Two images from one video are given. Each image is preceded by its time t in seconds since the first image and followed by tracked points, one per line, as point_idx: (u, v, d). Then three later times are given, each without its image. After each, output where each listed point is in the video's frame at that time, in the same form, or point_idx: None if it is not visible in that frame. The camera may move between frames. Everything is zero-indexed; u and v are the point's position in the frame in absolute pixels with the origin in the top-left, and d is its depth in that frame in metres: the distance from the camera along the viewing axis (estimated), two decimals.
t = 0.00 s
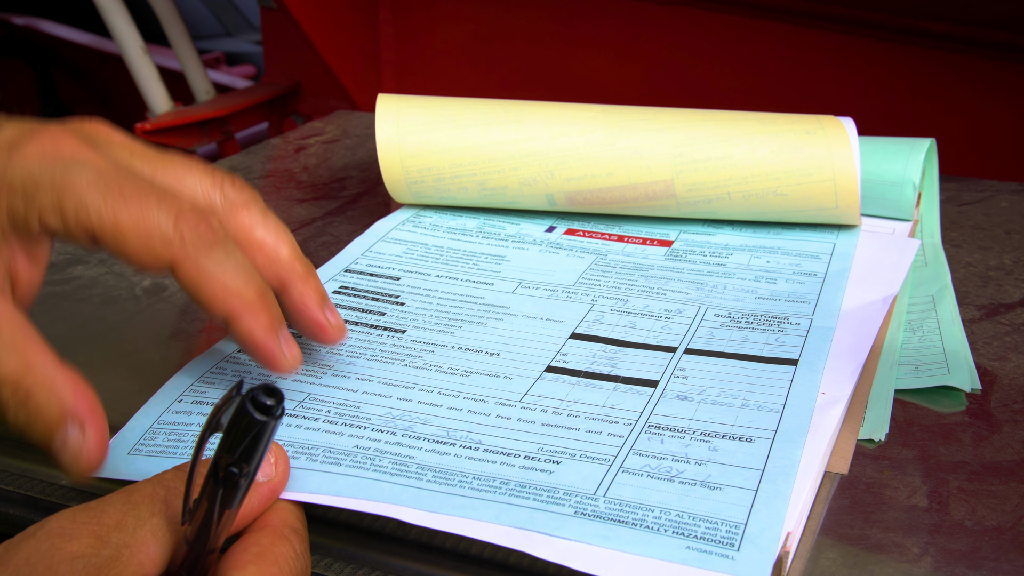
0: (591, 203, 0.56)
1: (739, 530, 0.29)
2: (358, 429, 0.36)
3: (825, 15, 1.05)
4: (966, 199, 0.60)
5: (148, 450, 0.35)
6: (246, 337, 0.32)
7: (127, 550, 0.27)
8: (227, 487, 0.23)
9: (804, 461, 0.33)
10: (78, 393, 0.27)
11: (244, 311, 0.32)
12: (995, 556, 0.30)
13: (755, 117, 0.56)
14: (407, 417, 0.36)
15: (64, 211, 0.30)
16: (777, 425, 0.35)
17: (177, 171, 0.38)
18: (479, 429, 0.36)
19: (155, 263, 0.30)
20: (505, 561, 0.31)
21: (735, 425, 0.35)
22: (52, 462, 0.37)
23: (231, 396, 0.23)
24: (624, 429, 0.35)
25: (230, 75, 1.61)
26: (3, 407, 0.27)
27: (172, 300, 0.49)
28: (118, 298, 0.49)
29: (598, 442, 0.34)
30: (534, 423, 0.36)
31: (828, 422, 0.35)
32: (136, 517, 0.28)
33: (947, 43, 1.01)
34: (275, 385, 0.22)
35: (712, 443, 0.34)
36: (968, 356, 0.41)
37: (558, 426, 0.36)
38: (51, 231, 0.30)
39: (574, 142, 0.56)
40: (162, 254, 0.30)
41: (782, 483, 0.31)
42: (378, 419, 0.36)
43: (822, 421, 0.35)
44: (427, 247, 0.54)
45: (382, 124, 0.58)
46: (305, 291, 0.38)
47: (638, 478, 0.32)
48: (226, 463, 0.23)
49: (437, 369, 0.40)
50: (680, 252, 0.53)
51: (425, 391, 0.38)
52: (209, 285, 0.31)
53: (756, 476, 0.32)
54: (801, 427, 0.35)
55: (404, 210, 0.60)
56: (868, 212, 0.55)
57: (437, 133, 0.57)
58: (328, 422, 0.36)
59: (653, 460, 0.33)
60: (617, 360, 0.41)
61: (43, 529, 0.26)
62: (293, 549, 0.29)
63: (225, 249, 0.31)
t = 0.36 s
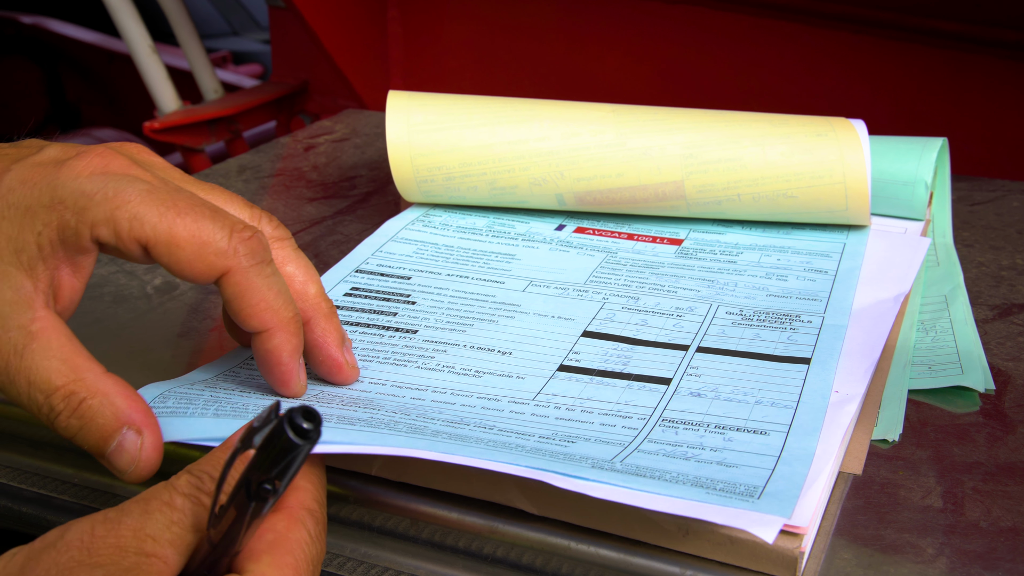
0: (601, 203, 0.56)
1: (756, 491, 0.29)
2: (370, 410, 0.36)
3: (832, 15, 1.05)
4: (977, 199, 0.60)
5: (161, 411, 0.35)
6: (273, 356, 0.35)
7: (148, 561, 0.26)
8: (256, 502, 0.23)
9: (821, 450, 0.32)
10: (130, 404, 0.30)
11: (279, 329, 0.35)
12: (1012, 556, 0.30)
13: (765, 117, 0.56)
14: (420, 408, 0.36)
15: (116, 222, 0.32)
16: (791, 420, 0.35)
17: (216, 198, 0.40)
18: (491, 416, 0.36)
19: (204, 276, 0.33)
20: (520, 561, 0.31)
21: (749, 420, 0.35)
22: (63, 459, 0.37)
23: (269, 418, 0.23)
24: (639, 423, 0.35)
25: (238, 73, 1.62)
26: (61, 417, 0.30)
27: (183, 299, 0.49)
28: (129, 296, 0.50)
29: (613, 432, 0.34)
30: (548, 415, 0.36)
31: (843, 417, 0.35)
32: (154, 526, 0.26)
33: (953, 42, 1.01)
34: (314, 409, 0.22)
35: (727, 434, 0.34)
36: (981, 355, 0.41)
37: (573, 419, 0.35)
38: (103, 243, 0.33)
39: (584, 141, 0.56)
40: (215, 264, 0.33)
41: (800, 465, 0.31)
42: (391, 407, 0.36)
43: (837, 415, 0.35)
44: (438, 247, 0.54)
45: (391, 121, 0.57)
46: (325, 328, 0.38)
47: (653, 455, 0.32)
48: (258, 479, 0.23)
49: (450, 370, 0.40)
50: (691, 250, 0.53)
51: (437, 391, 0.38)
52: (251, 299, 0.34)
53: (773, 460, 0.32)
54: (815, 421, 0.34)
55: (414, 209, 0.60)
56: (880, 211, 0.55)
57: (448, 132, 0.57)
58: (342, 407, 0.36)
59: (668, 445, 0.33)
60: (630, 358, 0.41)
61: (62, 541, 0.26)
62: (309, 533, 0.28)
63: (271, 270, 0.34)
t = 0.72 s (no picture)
0: (608, 203, 0.56)
1: (764, 468, 0.29)
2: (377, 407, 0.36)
3: (838, 13, 1.05)
4: (985, 198, 0.60)
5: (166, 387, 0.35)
6: (250, 355, 0.35)
7: (156, 567, 0.26)
8: (264, 507, 0.23)
9: (829, 437, 0.32)
10: (145, 376, 0.30)
11: (266, 331, 0.35)
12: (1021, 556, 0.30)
13: (772, 116, 0.56)
14: (428, 406, 0.36)
15: (135, 201, 0.32)
16: (799, 408, 0.34)
17: (236, 189, 0.41)
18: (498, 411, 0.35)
19: (212, 264, 0.33)
20: (527, 560, 0.31)
21: (757, 408, 0.35)
22: (71, 459, 0.37)
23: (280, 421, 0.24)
24: (646, 412, 0.35)
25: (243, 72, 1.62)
26: (77, 387, 0.30)
27: (189, 298, 0.49)
28: (136, 295, 0.50)
29: (620, 421, 0.34)
30: (556, 408, 0.36)
31: (850, 409, 0.35)
32: (161, 531, 0.26)
33: (960, 41, 1.01)
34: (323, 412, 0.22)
35: (736, 420, 0.34)
36: (989, 354, 0.41)
37: (581, 411, 0.35)
38: (120, 221, 0.33)
39: (590, 140, 0.56)
40: (225, 255, 0.33)
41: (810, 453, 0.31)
42: (399, 405, 0.36)
43: (843, 411, 0.35)
44: (444, 245, 0.54)
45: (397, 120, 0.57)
46: (331, 326, 0.38)
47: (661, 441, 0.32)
48: (269, 483, 0.23)
49: (457, 369, 0.40)
50: (697, 249, 0.52)
51: (444, 391, 0.38)
52: (249, 295, 0.34)
53: (782, 440, 0.31)
54: (823, 409, 0.34)
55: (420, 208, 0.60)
56: (887, 211, 0.54)
57: (453, 131, 0.57)
58: (349, 404, 0.36)
59: (676, 430, 0.33)
60: (637, 357, 0.41)
61: (71, 546, 0.26)
62: (317, 537, 0.28)
63: (277, 272, 0.35)
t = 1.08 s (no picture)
0: (611, 202, 0.56)
1: (770, 495, 0.29)
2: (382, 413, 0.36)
3: (841, 13, 1.05)
4: (988, 197, 0.60)
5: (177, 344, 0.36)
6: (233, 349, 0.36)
7: (150, 569, 0.26)
8: (261, 510, 0.24)
9: (834, 438, 0.32)
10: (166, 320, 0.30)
11: (253, 328, 0.36)
12: None
13: (775, 116, 0.56)
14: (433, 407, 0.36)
15: (142, 180, 0.34)
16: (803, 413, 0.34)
17: (246, 181, 0.41)
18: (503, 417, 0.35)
19: (208, 252, 0.35)
20: (532, 558, 0.31)
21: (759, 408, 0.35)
22: (75, 458, 0.37)
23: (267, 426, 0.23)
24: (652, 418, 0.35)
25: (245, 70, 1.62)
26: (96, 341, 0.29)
27: (192, 297, 0.49)
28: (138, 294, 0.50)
29: (625, 428, 0.34)
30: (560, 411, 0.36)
31: (856, 406, 0.34)
32: (158, 532, 0.26)
33: (964, 41, 1.00)
34: (314, 415, 0.23)
35: (738, 424, 0.34)
36: (993, 354, 0.41)
37: (585, 413, 0.35)
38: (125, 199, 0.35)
39: (593, 140, 0.56)
40: (223, 245, 0.34)
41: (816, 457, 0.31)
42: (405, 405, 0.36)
43: (849, 405, 0.35)
44: (448, 244, 0.54)
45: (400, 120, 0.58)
46: (332, 323, 0.38)
47: (667, 455, 0.32)
48: (262, 487, 0.23)
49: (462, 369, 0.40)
50: (701, 249, 0.52)
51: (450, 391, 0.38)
52: (241, 290, 0.35)
53: (785, 448, 0.32)
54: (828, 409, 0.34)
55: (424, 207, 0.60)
56: (890, 210, 0.55)
57: (456, 131, 0.57)
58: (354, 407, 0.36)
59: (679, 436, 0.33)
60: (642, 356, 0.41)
61: (62, 545, 0.26)
62: (328, 546, 0.28)
63: (269, 270, 0.36)
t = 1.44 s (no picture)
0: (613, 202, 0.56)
1: (779, 508, 0.29)
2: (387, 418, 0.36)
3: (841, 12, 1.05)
4: (990, 197, 0.60)
5: None
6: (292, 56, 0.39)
7: (164, 536, 0.27)
8: (282, 501, 0.24)
9: (843, 450, 0.32)
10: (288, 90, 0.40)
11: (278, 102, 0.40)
12: None
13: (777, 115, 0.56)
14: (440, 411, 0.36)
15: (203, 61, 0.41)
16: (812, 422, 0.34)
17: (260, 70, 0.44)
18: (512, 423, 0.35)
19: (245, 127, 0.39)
20: (535, 558, 0.31)
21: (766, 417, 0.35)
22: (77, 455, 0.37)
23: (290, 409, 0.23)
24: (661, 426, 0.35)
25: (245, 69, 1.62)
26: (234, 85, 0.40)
27: (195, 296, 0.49)
28: (140, 293, 0.50)
29: (632, 437, 0.34)
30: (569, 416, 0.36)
31: (862, 416, 0.34)
32: (168, 501, 0.27)
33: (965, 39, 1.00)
34: (334, 401, 0.22)
35: (743, 433, 0.34)
36: (996, 353, 0.41)
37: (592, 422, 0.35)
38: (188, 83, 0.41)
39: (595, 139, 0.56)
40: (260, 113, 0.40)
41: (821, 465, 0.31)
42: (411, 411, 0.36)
43: (853, 413, 0.34)
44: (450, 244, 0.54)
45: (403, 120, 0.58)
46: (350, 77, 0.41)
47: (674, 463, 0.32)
48: (282, 477, 0.23)
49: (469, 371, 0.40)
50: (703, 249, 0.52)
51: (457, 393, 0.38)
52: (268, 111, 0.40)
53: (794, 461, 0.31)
54: (835, 422, 0.34)
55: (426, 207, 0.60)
56: (892, 210, 0.55)
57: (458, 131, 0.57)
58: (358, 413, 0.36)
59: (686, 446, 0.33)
60: (647, 359, 0.40)
61: (73, 521, 0.26)
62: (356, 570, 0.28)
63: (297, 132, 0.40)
